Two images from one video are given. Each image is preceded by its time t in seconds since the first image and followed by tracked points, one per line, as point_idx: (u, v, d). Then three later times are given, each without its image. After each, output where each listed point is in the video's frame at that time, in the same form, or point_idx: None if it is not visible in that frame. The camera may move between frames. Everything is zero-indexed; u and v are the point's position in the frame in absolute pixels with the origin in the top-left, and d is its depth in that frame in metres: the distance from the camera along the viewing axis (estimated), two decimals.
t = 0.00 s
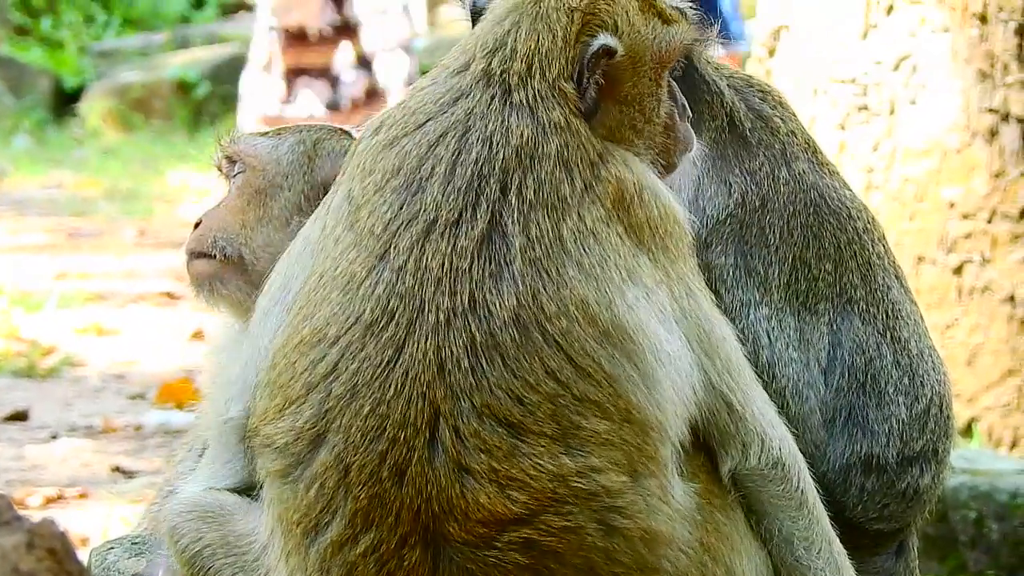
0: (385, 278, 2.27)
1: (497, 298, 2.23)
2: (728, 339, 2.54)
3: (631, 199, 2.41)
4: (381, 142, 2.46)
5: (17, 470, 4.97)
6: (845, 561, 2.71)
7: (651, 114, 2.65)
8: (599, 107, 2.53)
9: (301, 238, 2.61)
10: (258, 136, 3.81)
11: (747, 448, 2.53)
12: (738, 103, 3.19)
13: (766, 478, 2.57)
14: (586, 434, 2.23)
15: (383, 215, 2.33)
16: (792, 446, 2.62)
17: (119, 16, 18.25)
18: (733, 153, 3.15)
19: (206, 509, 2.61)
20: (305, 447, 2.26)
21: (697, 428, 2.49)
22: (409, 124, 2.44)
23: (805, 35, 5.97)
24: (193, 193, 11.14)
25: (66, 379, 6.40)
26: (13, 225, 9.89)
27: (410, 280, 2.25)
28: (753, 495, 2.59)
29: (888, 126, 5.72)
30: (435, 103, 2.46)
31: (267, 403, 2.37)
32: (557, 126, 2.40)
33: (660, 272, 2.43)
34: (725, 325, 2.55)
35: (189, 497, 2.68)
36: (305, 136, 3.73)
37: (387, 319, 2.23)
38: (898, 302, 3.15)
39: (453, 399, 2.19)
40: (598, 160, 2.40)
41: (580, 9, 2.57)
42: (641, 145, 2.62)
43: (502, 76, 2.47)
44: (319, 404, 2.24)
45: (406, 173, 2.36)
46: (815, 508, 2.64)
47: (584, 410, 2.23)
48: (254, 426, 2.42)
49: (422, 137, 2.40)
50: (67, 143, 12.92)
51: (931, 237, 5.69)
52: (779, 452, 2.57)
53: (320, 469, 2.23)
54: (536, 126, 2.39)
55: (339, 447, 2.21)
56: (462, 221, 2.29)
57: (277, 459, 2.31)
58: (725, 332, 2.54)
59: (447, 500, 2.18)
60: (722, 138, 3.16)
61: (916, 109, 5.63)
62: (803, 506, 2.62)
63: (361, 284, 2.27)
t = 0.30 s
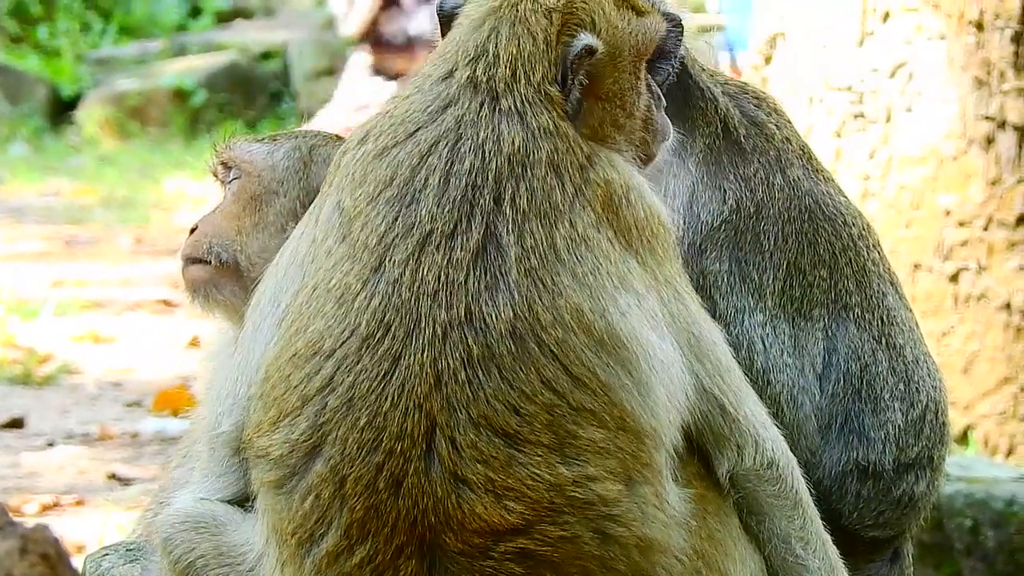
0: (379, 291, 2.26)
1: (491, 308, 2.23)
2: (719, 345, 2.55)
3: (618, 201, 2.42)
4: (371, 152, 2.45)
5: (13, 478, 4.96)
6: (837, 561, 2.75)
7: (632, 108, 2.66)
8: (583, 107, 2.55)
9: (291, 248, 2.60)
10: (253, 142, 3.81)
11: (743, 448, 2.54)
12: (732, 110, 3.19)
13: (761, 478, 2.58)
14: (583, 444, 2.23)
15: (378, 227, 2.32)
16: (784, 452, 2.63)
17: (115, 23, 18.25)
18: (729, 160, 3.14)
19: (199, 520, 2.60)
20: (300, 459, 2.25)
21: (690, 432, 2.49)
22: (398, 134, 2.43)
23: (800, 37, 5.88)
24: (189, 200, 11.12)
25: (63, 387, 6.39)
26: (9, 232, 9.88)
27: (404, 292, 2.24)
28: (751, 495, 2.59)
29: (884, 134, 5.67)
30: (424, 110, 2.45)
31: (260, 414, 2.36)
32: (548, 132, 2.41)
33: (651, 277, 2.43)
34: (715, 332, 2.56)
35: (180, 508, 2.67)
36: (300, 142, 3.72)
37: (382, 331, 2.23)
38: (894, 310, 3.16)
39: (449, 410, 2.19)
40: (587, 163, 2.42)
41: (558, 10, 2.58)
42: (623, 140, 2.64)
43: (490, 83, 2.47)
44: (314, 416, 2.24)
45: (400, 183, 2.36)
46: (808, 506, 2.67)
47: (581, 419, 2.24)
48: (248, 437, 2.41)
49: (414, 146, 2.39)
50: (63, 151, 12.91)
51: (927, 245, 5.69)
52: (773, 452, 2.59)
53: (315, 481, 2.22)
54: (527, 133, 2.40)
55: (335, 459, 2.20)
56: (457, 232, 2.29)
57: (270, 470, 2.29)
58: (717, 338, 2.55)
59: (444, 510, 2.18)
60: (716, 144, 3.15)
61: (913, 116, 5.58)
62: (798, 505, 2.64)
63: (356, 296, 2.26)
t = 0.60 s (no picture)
0: (371, 296, 2.25)
1: (484, 312, 2.23)
2: (710, 347, 2.55)
3: (607, 205, 2.42)
4: (363, 156, 2.45)
5: (10, 480, 4.96)
6: (834, 562, 2.75)
7: (625, 117, 2.68)
8: (575, 113, 2.55)
9: (284, 252, 2.60)
10: (251, 145, 3.80)
11: (737, 450, 2.54)
12: (729, 112, 3.19)
13: (757, 479, 2.58)
14: (578, 446, 2.23)
15: (369, 232, 2.32)
16: (779, 453, 2.63)
17: (112, 25, 18.25)
18: (727, 162, 3.14)
19: (196, 523, 2.60)
20: (296, 466, 2.24)
21: (683, 434, 2.49)
22: (389, 138, 2.43)
23: (799, 38, 5.80)
24: (186, 202, 11.11)
25: (60, 389, 6.39)
26: (6, 234, 9.87)
27: (397, 298, 2.24)
28: (747, 497, 2.59)
29: (882, 137, 5.63)
30: (415, 114, 2.45)
31: (255, 420, 2.36)
32: (536, 135, 2.41)
33: (641, 281, 2.43)
34: (707, 335, 2.56)
35: (177, 512, 2.66)
36: (298, 144, 3.71)
37: (374, 337, 2.22)
38: (890, 313, 3.15)
39: (444, 415, 2.18)
40: (576, 167, 2.42)
41: (553, 15, 2.58)
42: (615, 147, 2.65)
43: (481, 87, 2.47)
44: (309, 423, 2.23)
45: (391, 188, 2.35)
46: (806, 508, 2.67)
47: (576, 422, 2.24)
48: (243, 444, 2.41)
49: (406, 151, 2.39)
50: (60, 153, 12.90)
51: (925, 248, 5.67)
52: (768, 454, 2.59)
53: (310, 487, 2.22)
54: (519, 137, 2.40)
55: (331, 465, 2.20)
56: (449, 237, 2.29)
57: (266, 477, 2.29)
58: (707, 340, 2.55)
59: (440, 514, 2.18)
60: (713, 146, 3.16)
61: (910, 120, 5.56)
62: (795, 507, 2.64)
63: (349, 302, 2.26)
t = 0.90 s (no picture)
0: (367, 297, 2.25)
1: (479, 312, 2.22)
2: (706, 347, 2.55)
3: (602, 207, 2.42)
4: (358, 157, 2.45)
5: (9, 479, 4.97)
6: (832, 563, 2.75)
7: (619, 119, 2.68)
8: (571, 114, 2.54)
9: (280, 254, 2.60)
10: (249, 145, 3.78)
11: (734, 451, 2.54)
12: (721, 110, 3.19)
13: (754, 480, 2.57)
14: (575, 446, 2.23)
15: (365, 233, 2.31)
16: (776, 453, 2.63)
17: (111, 24, 18.25)
18: (721, 161, 3.14)
19: (194, 522, 2.60)
20: (293, 467, 2.24)
21: (679, 434, 2.49)
22: (384, 140, 2.43)
23: (799, 38, 5.80)
24: (185, 202, 11.11)
25: (59, 388, 6.39)
26: (5, 234, 9.87)
27: (393, 299, 2.24)
28: (743, 498, 2.59)
29: (880, 137, 5.63)
30: (411, 115, 2.45)
31: (252, 422, 2.36)
32: (531, 136, 2.41)
33: (636, 282, 2.43)
34: (702, 335, 2.56)
35: (175, 512, 2.66)
36: (297, 145, 3.69)
37: (371, 338, 2.22)
38: (886, 313, 3.16)
39: (440, 415, 2.18)
40: (571, 168, 2.42)
41: (550, 17, 2.58)
42: (611, 148, 2.64)
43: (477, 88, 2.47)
44: (306, 425, 2.23)
45: (386, 188, 2.35)
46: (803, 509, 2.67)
47: (572, 422, 2.24)
48: (240, 446, 2.40)
49: (402, 152, 2.39)
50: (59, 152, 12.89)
51: (924, 249, 5.66)
52: (766, 454, 2.59)
53: (308, 489, 2.22)
54: (515, 139, 2.40)
55: (328, 467, 2.20)
56: (444, 237, 2.29)
57: (263, 479, 2.29)
58: (703, 341, 2.55)
59: (438, 515, 2.18)
60: (705, 144, 3.16)
61: (910, 120, 5.56)
62: (792, 508, 2.64)
63: (346, 303, 2.26)
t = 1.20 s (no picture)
0: (364, 296, 2.25)
1: (476, 311, 2.23)
2: (703, 347, 2.55)
3: (599, 208, 2.42)
4: (355, 157, 2.45)
5: (7, 477, 4.97)
6: (829, 563, 2.75)
7: (617, 121, 2.68)
8: (569, 115, 2.53)
9: (276, 255, 2.60)
10: (248, 144, 3.79)
11: (731, 452, 2.54)
12: (688, 104, 3.19)
13: (751, 481, 2.57)
14: (571, 446, 2.23)
15: (362, 232, 2.32)
16: (774, 453, 2.63)
17: (110, 21, 18.24)
18: (698, 153, 3.13)
19: (191, 522, 2.60)
20: (290, 467, 2.24)
21: (675, 434, 2.49)
22: (380, 140, 2.43)
23: (792, 38, 5.87)
24: (185, 200, 11.10)
25: (58, 386, 6.39)
26: (4, 231, 9.87)
27: (389, 298, 2.24)
28: (740, 499, 2.59)
29: (878, 136, 5.64)
30: (408, 115, 2.45)
31: (249, 423, 2.36)
32: (528, 136, 2.41)
33: (633, 283, 2.43)
34: (699, 336, 2.56)
35: (172, 512, 2.66)
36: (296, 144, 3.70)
37: (367, 337, 2.22)
38: (879, 307, 3.16)
39: (437, 415, 2.18)
40: (569, 168, 2.42)
41: (549, 18, 2.58)
42: (608, 150, 2.64)
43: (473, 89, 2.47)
44: (303, 425, 2.23)
45: (382, 188, 2.35)
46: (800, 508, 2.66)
47: (569, 422, 2.24)
48: (237, 447, 2.41)
49: (398, 152, 2.39)
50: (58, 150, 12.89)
51: (922, 247, 5.66)
52: (763, 455, 2.59)
53: (306, 489, 2.22)
54: (512, 138, 2.40)
55: (325, 467, 2.20)
56: (441, 237, 2.29)
57: (260, 479, 2.29)
58: (699, 341, 2.55)
59: (435, 514, 2.18)
60: (680, 141, 3.14)
61: (908, 119, 5.56)
62: (789, 508, 2.63)
63: (342, 302, 2.26)
